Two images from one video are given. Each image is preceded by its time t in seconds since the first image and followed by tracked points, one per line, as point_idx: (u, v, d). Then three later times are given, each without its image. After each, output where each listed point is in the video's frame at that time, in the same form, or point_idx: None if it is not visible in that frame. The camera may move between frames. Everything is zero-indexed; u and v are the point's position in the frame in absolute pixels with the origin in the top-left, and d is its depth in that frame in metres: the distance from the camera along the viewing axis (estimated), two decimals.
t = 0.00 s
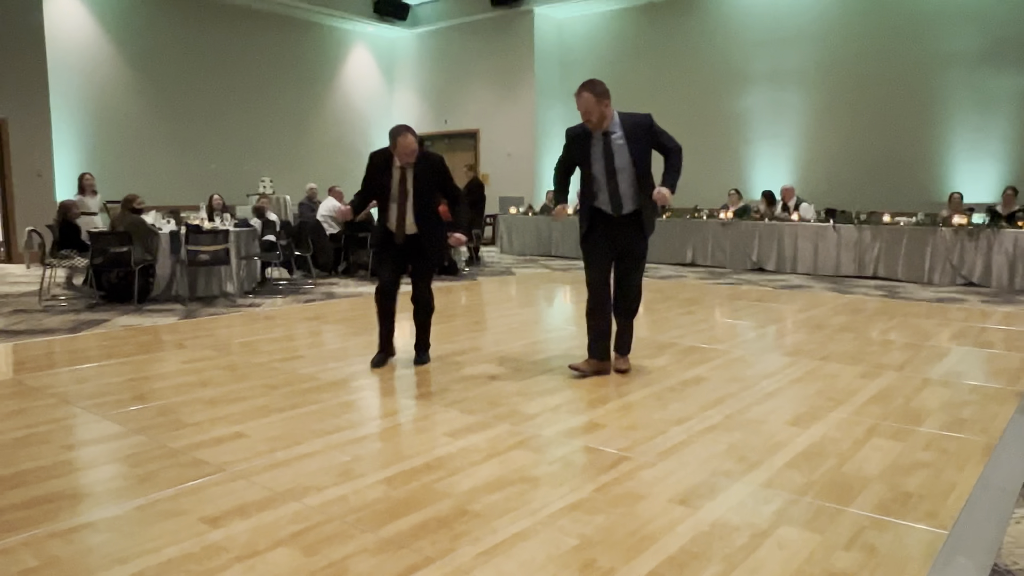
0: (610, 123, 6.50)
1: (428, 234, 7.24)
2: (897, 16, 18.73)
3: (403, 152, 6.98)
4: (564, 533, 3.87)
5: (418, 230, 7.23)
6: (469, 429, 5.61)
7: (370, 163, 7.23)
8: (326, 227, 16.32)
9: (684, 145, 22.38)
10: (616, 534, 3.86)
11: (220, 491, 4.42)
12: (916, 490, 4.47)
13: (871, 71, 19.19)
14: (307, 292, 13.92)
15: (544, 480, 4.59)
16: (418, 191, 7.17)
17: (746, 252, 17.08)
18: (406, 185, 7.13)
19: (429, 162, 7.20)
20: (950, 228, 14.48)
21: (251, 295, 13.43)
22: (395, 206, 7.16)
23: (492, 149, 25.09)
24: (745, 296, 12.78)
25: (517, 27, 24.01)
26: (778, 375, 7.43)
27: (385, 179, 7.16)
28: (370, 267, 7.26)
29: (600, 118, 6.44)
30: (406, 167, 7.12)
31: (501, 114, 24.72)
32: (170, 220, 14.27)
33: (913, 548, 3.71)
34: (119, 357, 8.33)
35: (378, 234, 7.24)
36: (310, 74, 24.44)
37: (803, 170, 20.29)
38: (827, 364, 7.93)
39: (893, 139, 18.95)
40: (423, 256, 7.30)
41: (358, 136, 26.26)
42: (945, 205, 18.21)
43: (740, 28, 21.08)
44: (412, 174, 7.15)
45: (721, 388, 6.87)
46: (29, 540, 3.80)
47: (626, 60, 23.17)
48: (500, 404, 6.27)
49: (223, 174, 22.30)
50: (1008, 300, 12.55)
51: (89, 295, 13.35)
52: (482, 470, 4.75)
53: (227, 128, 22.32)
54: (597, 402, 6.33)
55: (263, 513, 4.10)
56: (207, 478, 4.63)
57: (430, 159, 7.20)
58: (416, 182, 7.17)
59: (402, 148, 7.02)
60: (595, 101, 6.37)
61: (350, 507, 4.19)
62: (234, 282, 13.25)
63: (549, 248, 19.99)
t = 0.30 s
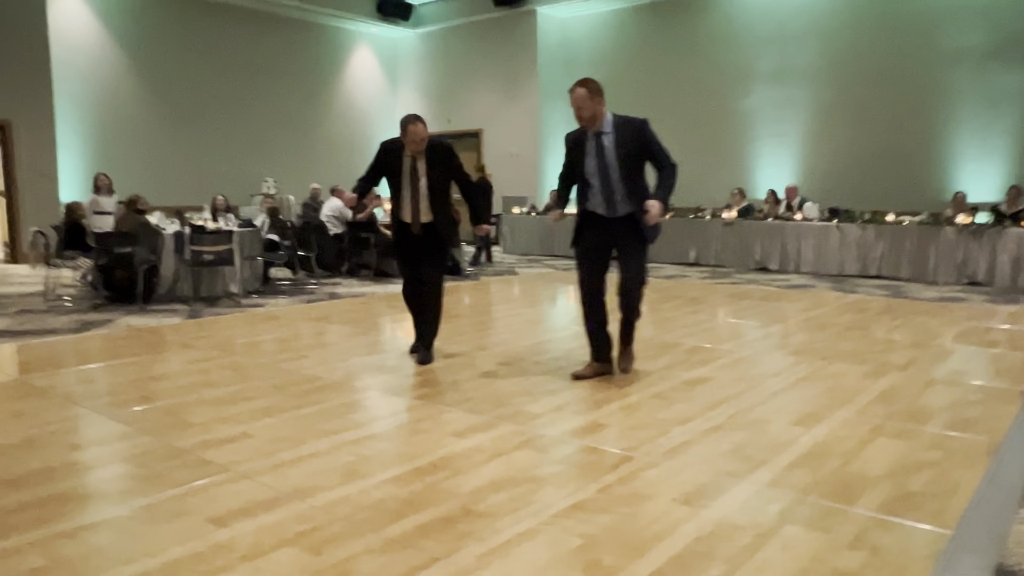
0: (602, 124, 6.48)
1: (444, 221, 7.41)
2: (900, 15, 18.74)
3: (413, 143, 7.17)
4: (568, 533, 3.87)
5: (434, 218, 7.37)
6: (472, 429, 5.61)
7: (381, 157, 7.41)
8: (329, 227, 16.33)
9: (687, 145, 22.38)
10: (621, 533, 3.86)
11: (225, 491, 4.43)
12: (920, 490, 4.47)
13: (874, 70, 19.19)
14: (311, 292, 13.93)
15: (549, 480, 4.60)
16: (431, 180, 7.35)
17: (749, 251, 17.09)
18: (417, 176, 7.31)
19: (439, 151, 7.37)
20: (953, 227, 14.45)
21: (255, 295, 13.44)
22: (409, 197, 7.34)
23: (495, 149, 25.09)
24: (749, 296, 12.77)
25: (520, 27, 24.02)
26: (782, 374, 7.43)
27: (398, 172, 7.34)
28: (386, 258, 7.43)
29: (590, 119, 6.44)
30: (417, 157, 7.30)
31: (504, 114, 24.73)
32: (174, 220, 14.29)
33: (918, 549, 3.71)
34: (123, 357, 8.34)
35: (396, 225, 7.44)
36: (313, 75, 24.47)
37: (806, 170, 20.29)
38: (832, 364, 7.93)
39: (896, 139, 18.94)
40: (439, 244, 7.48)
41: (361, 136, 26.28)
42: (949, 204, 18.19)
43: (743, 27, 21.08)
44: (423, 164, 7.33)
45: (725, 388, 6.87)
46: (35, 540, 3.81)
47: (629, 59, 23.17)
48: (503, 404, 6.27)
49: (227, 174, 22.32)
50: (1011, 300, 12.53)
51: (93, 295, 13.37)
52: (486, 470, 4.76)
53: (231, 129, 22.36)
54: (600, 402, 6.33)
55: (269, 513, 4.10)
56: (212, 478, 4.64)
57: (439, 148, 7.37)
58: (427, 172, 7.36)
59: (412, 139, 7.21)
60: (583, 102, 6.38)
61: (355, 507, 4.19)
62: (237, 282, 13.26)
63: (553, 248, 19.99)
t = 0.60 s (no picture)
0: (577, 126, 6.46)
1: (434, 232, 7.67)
2: (879, 21, 18.88)
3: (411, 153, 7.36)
4: (552, 538, 3.88)
5: (427, 227, 7.63)
6: (456, 435, 5.61)
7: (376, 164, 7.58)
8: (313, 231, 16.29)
9: (670, 149, 22.45)
10: (604, 539, 3.87)
11: (207, 498, 4.41)
12: (901, 493, 4.51)
13: (855, 75, 19.32)
14: (294, 296, 13.90)
15: (532, 485, 4.61)
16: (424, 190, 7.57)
17: (732, 254, 17.15)
18: (413, 185, 7.53)
19: (431, 162, 7.61)
20: (934, 231, 14.58)
21: (237, 299, 13.41)
22: (404, 205, 7.54)
23: (480, 152, 25.10)
24: (732, 300, 12.82)
25: (504, 30, 24.05)
26: (764, 378, 7.46)
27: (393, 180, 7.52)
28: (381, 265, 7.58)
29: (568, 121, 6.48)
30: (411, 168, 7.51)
31: (488, 117, 24.75)
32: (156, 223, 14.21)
33: (898, 551, 3.74)
34: (104, 363, 8.30)
35: (387, 233, 7.59)
36: (297, 78, 24.43)
37: (788, 174, 20.40)
38: (813, 367, 7.98)
39: (877, 143, 19.06)
40: (432, 250, 7.73)
41: (345, 140, 26.24)
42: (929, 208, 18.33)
43: (725, 33, 21.19)
44: (417, 175, 7.55)
45: (709, 392, 6.90)
46: (14, 549, 3.78)
47: (613, 63, 23.24)
48: (487, 409, 6.28)
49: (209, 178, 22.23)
50: (991, 303, 12.64)
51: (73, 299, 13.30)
52: (470, 475, 4.77)
53: (214, 132, 22.27)
54: (584, 407, 6.34)
55: (253, 520, 4.10)
56: (194, 485, 4.63)
57: (433, 159, 7.61)
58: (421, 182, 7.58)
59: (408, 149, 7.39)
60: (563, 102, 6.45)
61: (339, 513, 4.19)
62: (219, 285, 13.30)
63: (537, 251, 20.01)
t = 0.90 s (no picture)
0: (563, 133, 6.51)
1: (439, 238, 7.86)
2: (864, 30, 19.02)
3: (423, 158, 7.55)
4: (543, 546, 3.88)
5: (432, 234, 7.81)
6: (446, 443, 5.61)
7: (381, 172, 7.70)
8: (302, 239, 16.26)
9: (658, 157, 22.52)
10: (596, 547, 3.87)
11: (196, 508, 4.39)
12: (890, 499, 4.52)
13: (840, 84, 19.45)
14: (282, 304, 13.86)
15: (523, 494, 4.61)
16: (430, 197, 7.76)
17: (720, 261, 17.20)
18: (421, 193, 7.71)
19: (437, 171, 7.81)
20: (919, 238, 14.65)
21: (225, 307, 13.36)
22: (411, 211, 7.70)
23: (468, 160, 25.12)
24: (721, 307, 12.87)
25: (492, 38, 24.09)
26: (754, 385, 7.49)
27: (401, 187, 7.67)
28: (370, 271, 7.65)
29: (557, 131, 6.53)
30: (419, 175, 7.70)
31: (476, 125, 24.77)
32: (144, 231, 14.14)
33: (888, 558, 3.76)
34: (91, 372, 8.26)
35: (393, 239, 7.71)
36: (284, 86, 24.40)
37: (775, 182, 20.49)
38: (803, 374, 8.02)
39: (862, 151, 19.18)
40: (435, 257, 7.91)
41: (333, 147, 26.22)
42: (914, 216, 18.43)
43: (711, 42, 21.30)
44: (424, 182, 7.73)
45: (699, 399, 6.91)
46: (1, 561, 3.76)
47: (601, 72, 23.32)
48: (477, 417, 6.28)
49: (197, 186, 22.17)
50: (976, 309, 12.73)
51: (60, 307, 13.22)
52: (460, 484, 4.76)
53: (201, 140, 22.22)
54: (574, 414, 6.35)
55: (243, 530, 4.08)
56: (184, 495, 4.61)
57: (438, 168, 7.81)
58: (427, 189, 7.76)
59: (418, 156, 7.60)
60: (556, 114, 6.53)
61: (330, 523, 4.18)
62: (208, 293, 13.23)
63: (526, 258, 20.04)
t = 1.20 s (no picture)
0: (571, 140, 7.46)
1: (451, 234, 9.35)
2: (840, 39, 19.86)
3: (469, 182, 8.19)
4: (579, 542, 4.53)
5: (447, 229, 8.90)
6: (476, 447, 6.24)
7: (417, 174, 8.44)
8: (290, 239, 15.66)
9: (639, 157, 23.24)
10: (623, 543, 4.51)
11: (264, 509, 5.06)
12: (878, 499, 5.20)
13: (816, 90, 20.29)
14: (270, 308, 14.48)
15: (556, 496, 5.26)
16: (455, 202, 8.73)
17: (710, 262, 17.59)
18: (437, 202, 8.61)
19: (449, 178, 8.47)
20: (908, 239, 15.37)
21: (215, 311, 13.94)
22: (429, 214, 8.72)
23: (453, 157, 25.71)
24: (709, 308, 13.66)
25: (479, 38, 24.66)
26: (744, 386, 8.27)
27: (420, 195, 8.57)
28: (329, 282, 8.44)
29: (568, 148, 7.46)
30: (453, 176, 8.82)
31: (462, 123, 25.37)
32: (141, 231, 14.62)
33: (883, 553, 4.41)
34: (81, 374, 8.89)
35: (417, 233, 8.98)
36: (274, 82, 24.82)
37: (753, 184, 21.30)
38: (792, 374, 8.81)
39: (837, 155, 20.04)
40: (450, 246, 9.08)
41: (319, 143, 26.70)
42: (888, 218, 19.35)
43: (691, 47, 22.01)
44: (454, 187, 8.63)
45: (701, 402, 7.61)
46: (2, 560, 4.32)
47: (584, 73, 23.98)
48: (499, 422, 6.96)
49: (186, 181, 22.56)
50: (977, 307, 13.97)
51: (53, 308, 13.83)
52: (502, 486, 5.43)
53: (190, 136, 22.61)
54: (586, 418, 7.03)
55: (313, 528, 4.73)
56: (174, 499, 5.18)
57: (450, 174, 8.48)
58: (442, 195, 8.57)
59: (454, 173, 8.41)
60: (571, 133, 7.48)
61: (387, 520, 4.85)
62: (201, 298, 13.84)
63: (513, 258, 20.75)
